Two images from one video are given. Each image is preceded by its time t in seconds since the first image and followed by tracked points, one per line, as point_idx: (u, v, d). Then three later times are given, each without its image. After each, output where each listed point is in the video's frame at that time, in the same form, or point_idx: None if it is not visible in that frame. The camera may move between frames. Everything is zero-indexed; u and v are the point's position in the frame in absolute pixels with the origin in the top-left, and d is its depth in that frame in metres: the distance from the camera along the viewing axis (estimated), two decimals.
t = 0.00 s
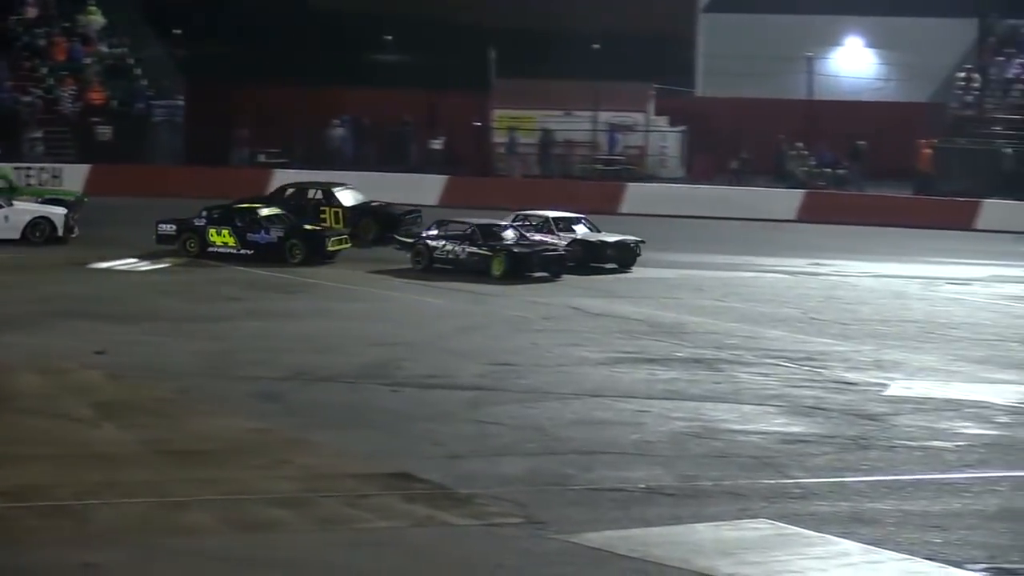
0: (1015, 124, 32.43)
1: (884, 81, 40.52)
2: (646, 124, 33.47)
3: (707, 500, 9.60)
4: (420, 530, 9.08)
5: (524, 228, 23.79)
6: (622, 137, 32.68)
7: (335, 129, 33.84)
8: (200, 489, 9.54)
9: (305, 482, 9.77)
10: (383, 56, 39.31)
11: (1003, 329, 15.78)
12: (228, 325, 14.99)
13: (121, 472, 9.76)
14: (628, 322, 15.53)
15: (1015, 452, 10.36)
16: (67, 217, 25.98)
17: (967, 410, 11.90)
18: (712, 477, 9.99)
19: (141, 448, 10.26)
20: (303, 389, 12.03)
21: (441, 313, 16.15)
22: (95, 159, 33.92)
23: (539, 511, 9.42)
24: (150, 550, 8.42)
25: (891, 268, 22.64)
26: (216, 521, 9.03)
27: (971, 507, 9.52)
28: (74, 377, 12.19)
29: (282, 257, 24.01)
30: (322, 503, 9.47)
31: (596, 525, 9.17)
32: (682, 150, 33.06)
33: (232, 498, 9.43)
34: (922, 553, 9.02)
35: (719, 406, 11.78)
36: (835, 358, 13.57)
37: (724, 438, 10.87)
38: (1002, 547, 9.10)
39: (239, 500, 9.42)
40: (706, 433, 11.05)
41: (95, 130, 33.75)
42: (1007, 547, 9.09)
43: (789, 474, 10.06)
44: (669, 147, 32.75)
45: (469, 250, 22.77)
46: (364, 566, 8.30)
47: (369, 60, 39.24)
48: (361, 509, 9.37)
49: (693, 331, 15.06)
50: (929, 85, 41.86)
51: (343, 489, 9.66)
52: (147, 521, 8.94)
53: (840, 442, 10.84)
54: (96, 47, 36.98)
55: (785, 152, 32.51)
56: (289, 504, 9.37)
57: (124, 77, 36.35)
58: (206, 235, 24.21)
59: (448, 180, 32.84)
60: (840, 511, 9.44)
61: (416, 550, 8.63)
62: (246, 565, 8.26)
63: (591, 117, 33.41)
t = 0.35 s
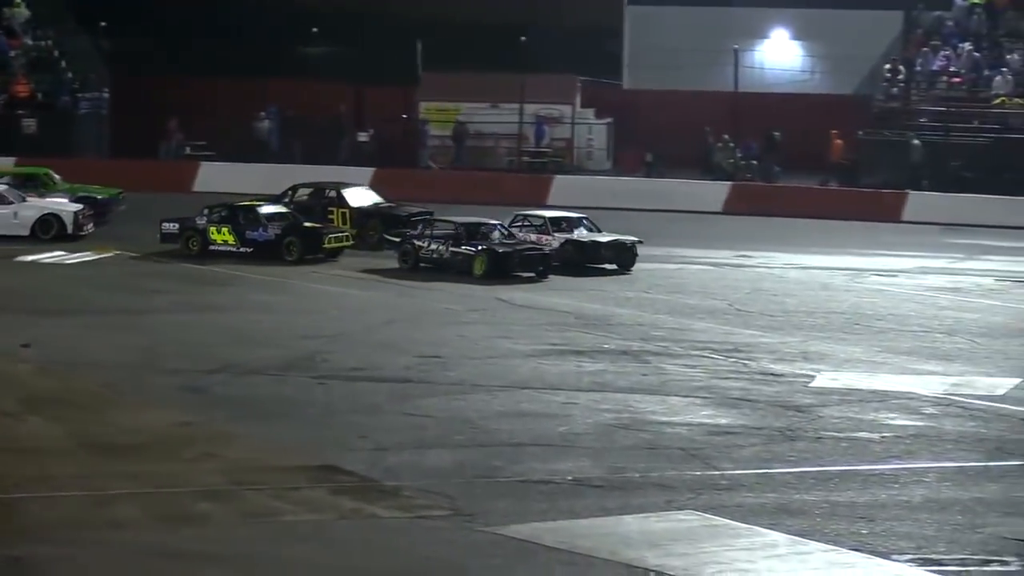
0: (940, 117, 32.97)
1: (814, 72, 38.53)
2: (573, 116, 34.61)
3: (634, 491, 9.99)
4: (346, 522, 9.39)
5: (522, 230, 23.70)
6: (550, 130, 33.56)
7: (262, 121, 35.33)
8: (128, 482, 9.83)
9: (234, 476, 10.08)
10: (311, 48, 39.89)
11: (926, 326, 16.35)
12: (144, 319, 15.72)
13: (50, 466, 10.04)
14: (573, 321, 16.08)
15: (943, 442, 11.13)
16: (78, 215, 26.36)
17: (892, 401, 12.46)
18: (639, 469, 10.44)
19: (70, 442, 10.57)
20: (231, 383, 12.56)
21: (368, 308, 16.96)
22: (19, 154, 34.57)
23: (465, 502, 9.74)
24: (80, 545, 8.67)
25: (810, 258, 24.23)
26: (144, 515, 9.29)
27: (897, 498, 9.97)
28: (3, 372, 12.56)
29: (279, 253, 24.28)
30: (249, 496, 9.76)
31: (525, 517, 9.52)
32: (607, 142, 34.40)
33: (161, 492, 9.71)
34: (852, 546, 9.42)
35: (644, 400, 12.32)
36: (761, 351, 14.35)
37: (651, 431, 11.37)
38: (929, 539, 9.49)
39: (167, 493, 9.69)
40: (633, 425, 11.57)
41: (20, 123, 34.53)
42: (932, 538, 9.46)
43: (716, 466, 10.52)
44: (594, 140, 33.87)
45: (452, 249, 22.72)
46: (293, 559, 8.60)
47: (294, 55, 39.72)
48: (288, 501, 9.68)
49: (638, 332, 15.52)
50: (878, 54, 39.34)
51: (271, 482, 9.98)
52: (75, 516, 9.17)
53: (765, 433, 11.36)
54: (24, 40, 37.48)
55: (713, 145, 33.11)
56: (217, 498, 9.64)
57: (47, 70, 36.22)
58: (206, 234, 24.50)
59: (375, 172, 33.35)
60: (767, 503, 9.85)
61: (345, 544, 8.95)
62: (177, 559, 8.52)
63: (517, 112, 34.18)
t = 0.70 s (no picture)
0: (869, 102, 36.47)
1: (742, 57, 42.32)
2: (501, 102, 36.81)
3: (564, 477, 10.50)
4: (277, 507, 9.64)
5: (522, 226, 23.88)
6: (479, 117, 36.67)
7: (194, 108, 37.55)
8: (59, 470, 10.08)
9: (164, 464, 10.35)
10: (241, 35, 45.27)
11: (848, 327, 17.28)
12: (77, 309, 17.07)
13: None
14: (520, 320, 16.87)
15: (874, 426, 12.25)
16: (92, 210, 26.91)
17: (822, 383, 13.70)
18: (568, 456, 11.05)
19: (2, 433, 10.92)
20: (163, 370, 13.51)
21: (317, 305, 17.92)
22: None
23: (395, 489, 10.08)
24: (8, 529, 8.82)
25: (741, 244, 26.01)
26: (72, 502, 9.44)
27: (826, 483, 10.75)
28: None
29: (278, 246, 24.52)
30: (178, 482, 10.00)
31: (455, 503, 9.86)
32: (538, 126, 36.84)
33: (91, 478, 9.95)
34: (780, 532, 9.76)
35: (578, 389, 13.14)
36: (690, 336, 16.06)
37: (581, 417, 12.13)
38: (857, 525, 9.97)
39: (97, 480, 9.93)
40: (563, 412, 12.34)
41: None
42: (863, 524, 9.99)
43: (646, 452, 11.22)
44: (523, 126, 36.56)
45: (439, 243, 22.65)
46: (225, 542, 8.83)
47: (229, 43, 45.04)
48: (217, 489, 9.90)
49: (571, 335, 16.18)
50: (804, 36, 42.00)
51: (202, 470, 10.24)
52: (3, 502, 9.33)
53: (694, 418, 12.22)
54: None
55: (643, 131, 35.62)
56: (147, 486, 9.84)
57: None
58: (209, 226, 25.04)
59: (304, 159, 34.88)
60: (696, 488, 10.47)
61: (276, 527, 9.20)
62: (108, 545, 8.65)
63: (448, 97, 36.81)
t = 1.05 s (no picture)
0: (803, 93, 37.19)
1: (681, 48, 42.13)
2: (440, 94, 37.74)
3: (502, 465, 10.98)
4: (220, 492, 9.79)
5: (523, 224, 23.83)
6: (417, 106, 37.33)
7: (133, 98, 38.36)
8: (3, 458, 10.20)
9: (108, 453, 10.50)
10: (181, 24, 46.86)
11: (783, 322, 17.84)
12: (19, 299, 17.66)
13: None
14: (467, 311, 17.54)
15: (809, 413, 13.28)
16: (109, 209, 27.14)
17: (757, 375, 14.70)
18: (507, 442, 11.60)
19: None
20: (109, 360, 14.00)
21: (264, 293, 18.59)
22: None
23: (337, 476, 10.31)
24: None
25: (678, 232, 26.53)
26: (14, 490, 9.49)
27: (761, 470, 11.55)
28: None
29: (280, 242, 24.67)
30: (121, 470, 10.13)
31: (397, 490, 10.10)
32: (475, 117, 37.74)
33: (35, 466, 10.07)
34: (718, 519, 10.33)
35: (523, 378, 13.93)
36: (629, 325, 16.99)
37: (521, 404, 12.89)
38: (793, 511, 10.69)
39: (41, 468, 10.06)
40: (503, 399, 13.05)
41: None
42: (799, 509, 10.71)
43: (585, 439, 11.92)
44: (462, 117, 37.39)
45: (429, 240, 22.68)
46: (170, 526, 8.96)
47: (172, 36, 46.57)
48: (160, 475, 10.03)
49: (511, 323, 16.88)
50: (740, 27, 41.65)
51: (145, 458, 10.39)
52: None
53: (632, 405, 13.10)
54: None
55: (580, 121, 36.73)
56: (92, 473, 9.93)
57: None
58: (215, 220, 25.27)
59: (244, 149, 35.72)
60: (635, 474, 11.14)
61: (218, 510, 9.35)
62: (51, 531, 8.70)
63: (387, 87, 37.86)
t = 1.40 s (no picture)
0: (740, 82, 37.61)
1: (622, 38, 42.16)
2: (387, 82, 38.37)
3: (448, 447, 11.17)
4: (170, 473, 9.94)
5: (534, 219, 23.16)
6: (364, 96, 38.05)
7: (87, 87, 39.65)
8: None
9: (58, 435, 10.61)
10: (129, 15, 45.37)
11: (722, 307, 18.13)
12: None
13: None
14: (414, 297, 17.67)
15: (747, 396, 13.61)
16: (134, 201, 27.04)
17: (697, 358, 14.98)
18: (453, 426, 11.77)
19: None
20: (59, 345, 14.03)
21: (212, 278, 18.68)
22: None
23: (285, 457, 10.50)
24: None
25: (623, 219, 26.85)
26: None
27: (701, 451, 11.84)
28: None
29: (291, 235, 24.62)
30: (72, 452, 10.25)
31: (345, 471, 10.30)
32: (420, 105, 38.85)
33: None
34: (659, 499, 10.61)
35: (468, 362, 14.12)
36: (570, 310, 17.19)
37: (466, 388, 13.08)
38: (732, 491, 10.98)
39: None
40: (449, 382, 13.22)
41: None
42: (738, 490, 11.01)
43: (529, 421, 12.15)
44: (408, 106, 38.32)
45: (433, 234, 22.39)
46: (120, 508, 9.11)
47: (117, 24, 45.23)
48: (110, 457, 10.17)
49: (456, 309, 17.03)
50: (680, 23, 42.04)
51: (95, 440, 10.52)
52: None
53: (574, 388, 13.34)
54: None
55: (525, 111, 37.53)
56: (42, 455, 10.05)
57: None
58: (229, 213, 25.25)
59: (195, 139, 36.77)
60: (577, 455, 11.39)
61: (167, 491, 9.51)
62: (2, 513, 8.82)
63: (337, 79, 38.16)
